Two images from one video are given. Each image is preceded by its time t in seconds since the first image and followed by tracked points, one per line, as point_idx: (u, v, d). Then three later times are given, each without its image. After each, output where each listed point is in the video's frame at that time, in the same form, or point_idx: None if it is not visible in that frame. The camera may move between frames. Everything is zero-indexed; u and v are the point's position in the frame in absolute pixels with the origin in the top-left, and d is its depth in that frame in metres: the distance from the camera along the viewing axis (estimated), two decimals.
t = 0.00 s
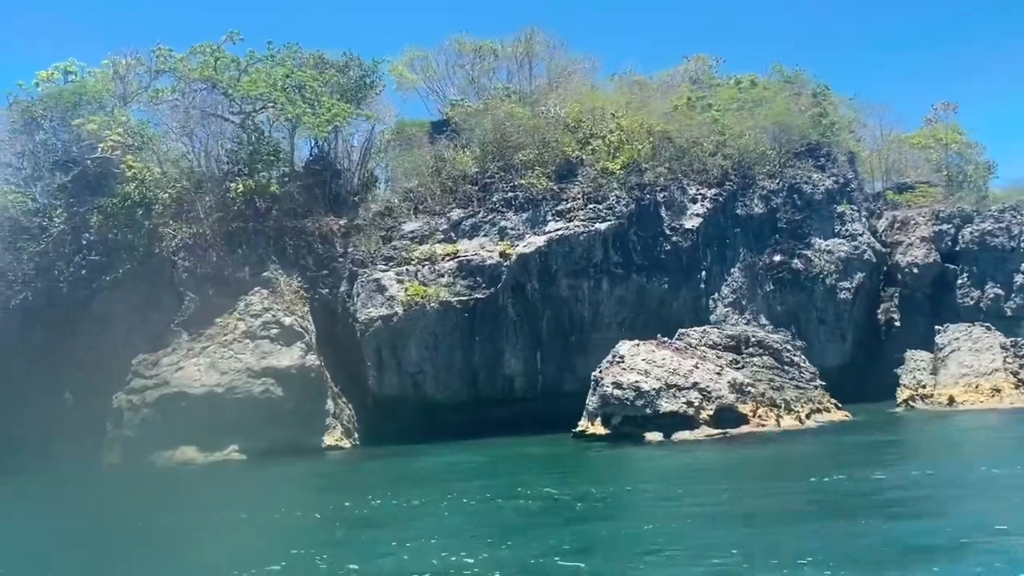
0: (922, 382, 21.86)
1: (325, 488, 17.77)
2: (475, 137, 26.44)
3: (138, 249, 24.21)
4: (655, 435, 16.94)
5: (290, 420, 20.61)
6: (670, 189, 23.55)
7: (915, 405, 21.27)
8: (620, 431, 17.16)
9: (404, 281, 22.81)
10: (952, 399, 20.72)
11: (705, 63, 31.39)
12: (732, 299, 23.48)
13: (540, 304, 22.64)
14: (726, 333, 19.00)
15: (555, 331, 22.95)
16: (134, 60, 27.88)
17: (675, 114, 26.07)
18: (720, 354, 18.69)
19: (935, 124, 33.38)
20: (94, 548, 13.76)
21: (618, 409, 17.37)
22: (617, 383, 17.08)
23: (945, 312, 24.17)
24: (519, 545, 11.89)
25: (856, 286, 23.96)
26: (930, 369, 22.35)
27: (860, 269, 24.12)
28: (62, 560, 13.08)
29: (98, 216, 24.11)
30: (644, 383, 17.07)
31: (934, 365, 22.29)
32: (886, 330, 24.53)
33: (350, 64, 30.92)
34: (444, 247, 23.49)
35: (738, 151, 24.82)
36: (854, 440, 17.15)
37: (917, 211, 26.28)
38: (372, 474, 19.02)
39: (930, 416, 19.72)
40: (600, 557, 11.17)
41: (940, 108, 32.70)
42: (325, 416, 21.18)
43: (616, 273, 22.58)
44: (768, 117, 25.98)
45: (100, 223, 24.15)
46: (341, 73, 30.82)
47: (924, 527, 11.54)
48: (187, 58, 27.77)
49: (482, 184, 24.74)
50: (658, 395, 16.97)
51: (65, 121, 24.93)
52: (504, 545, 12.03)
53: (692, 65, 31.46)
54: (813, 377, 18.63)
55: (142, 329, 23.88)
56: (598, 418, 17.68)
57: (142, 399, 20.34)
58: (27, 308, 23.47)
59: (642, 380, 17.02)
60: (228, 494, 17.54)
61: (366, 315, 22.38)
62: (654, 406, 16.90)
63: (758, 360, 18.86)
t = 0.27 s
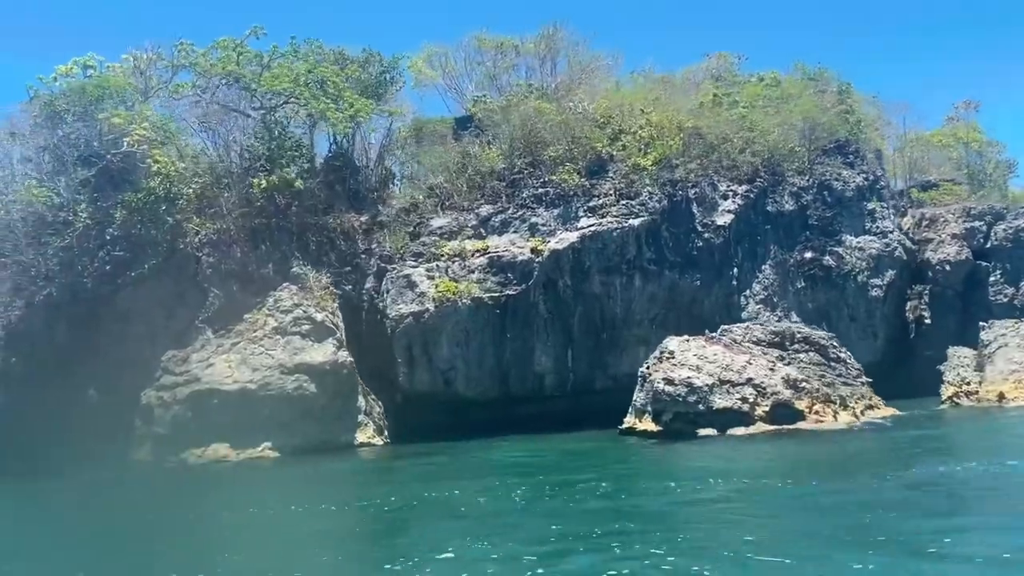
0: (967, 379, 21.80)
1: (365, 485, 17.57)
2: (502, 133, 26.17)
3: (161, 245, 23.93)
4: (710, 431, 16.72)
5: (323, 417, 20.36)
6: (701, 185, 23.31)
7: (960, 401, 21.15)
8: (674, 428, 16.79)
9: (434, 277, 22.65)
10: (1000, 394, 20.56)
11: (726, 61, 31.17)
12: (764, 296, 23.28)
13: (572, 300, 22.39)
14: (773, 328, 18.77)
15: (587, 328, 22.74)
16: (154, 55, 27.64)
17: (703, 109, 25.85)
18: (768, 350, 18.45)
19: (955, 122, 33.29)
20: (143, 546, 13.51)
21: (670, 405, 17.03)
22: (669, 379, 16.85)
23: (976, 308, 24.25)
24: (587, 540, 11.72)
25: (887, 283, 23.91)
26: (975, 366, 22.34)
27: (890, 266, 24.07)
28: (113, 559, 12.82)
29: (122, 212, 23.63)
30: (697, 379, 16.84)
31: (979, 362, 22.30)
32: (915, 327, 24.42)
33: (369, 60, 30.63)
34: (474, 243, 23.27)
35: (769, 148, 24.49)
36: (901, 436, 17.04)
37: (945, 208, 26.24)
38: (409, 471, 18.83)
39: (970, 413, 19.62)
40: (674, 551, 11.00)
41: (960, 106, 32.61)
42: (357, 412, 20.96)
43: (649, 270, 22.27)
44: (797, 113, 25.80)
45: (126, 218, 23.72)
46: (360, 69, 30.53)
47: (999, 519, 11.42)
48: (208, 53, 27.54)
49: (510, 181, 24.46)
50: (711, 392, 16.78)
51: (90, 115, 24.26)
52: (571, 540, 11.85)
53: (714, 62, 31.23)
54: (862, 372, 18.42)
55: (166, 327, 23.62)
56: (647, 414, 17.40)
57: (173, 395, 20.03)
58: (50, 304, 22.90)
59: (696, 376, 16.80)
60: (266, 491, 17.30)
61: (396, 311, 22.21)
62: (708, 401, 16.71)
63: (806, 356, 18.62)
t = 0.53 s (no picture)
0: (1008, 378, 22.79)
1: (404, 485, 17.41)
2: (527, 130, 25.98)
3: (183, 244, 23.83)
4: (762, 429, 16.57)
5: (355, 416, 20.16)
6: (731, 183, 23.24)
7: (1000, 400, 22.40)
8: (724, 426, 16.68)
9: (464, 275, 22.41)
10: None
11: (747, 59, 31.04)
12: (794, 295, 23.15)
13: (602, 298, 22.15)
14: (815, 326, 18.61)
15: (616, 327, 22.46)
16: (174, 51, 27.36)
17: (729, 108, 25.74)
18: (811, 348, 18.30)
19: (973, 122, 33.23)
20: (194, 548, 13.34)
21: (721, 403, 16.83)
22: (721, 376, 16.70)
23: (1005, 307, 24.29)
24: (652, 537, 11.62)
25: (916, 282, 23.83)
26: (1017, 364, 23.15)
27: (919, 265, 23.99)
28: (165, 561, 12.64)
29: (146, 209, 23.22)
30: (748, 377, 16.72)
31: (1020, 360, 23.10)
32: (942, 328, 24.32)
33: (389, 57, 30.43)
34: (502, 241, 23.02)
35: (797, 146, 24.53)
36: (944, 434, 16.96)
37: (970, 207, 26.21)
38: (445, 470, 18.67)
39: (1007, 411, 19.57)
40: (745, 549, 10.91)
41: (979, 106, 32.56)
42: (388, 411, 20.77)
43: (680, 268, 22.11)
44: (824, 112, 25.73)
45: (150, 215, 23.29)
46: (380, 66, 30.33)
47: None
48: (230, 48, 27.28)
49: (537, 179, 24.21)
50: (764, 389, 16.67)
51: (114, 110, 23.88)
52: (635, 537, 11.75)
53: (734, 61, 31.06)
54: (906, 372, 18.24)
55: (190, 324, 23.29)
56: (696, 412, 17.22)
57: (203, 393, 19.79)
58: (76, 301, 23.00)
59: (748, 373, 16.69)
60: (303, 490, 17.12)
61: (425, 309, 21.99)
62: (761, 399, 16.61)
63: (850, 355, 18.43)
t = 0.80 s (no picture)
0: None
1: (446, 483, 17.22)
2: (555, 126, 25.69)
3: (210, 239, 23.41)
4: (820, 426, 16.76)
5: (390, 413, 19.93)
6: (764, 180, 23.06)
7: None
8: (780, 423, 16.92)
9: (495, 271, 22.09)
10: None
11: (771, 56, 30.82)
12: (827, 293, 22.97)
13: (635, 295, 21.90)
14: (861, 322, 18.49)
15: (650, 324, 22.24)
16: (197, 45, 27.09)
17: (759, 104, 25.55)
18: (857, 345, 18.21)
19: (995, 120, 33.10)
20: (249, 549, 13.12)
21: (776, 400, 17.10)
22: (776, 372, 16.96)
23: None
24: (725, 538, 11.44)
25: (949, 280, 23.75)
26: None
27: (951, 263, 23.86)
28: (222, 565, 12.43)
29: (172, 204, 22.90)
30: (804, 373, 16.95)
31: None
32: (973, 326, 24.31)
33: (411, 52, 30.15)
34: (533, 237, 22.69)
35: (830, 142, 24.32)
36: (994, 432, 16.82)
37: (1000, 205, 26.10)
38: (485, 469, 18.48)
39: None
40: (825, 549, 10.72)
41: (1002, 104, 32.42)
42: (422, 408, 20.54)
43: (715, 264, 21.90)
44: (854, 108, 25.55)
45: (174, 211, 22.95)
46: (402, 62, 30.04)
47: None
48: (253, 42, 26.98)
49: (568, 177, 23.83)
50: (821, 385, 16.86)
51: (140, 104, 23.64)
52: (707, 537, 11.56)
53: (758, 59, 30.56)
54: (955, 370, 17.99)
55: (217, 320, 23.11)
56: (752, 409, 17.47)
57: (237, 389, 19.44)
58: (103, 298, 22.33)
59: (803, 370, 16.91)
60: (345, 489, 16.91)
61: (457, 305, 21.71)
62: (817, 395, 16.82)
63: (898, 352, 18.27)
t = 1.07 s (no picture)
0: None
1: (489, 485, 17.10)
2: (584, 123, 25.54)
3: (238, 235, 23.20)
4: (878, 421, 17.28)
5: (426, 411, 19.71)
6: (797, 176, 23.07)
7: None
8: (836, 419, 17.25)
9: (529, 268, 21.89)
10: None
11: (794, 55, 30.70)
12: (859, 290, 22.91)
13: (670, 293, 21.72)
14: (906, 320, 19.24)
15: (684, 322, 22.01)
16: (221, 40, 26.90)
17: (789, 101, 25.46)
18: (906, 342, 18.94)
19: (1017, 118, 33.05)
20: (307, 559, 12.99)
21: (832, 396, 17.59)
22: (832, 368, 17.48)
23: None
24: (796, 546, 11.35)
25: (982, 278, 23.60)
26: None
27: (984, 261, 23.78)
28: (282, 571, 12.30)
29: (202, 199, 22.62)
30: (860, 369, 17.51)
31: None
32: (1001, 324, 24.10)
33: (434, 49, 29.98)
34: (566, 234, 22.50)
35: (862, 139, 24.23)
36: None
37: None
38: (526, 467, 18.38)
39: None
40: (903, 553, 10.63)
41: None
42: (458, 405, 20.40)
43: (751, 262, 21.79)
44: (884, 106, 25.48)
45: (202, 206, 22.66)
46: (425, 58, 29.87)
47: None
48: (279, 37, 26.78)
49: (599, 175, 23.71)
50: (878, 380, 17.45)
51: (170, 98, 23.49)
52: (779, 543, 11.48)
53: (781, 56, 30.57)
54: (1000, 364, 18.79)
55: (247, 317, 22.97)
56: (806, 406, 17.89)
57: (274, 386, 19.29)
58: (134, 293, 22.03)
59: (859, 365, 17.47)
60: (389, 490, 16.78)
61: (491, 302, 21.53)
62: (875, 390, 17.37)
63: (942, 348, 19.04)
